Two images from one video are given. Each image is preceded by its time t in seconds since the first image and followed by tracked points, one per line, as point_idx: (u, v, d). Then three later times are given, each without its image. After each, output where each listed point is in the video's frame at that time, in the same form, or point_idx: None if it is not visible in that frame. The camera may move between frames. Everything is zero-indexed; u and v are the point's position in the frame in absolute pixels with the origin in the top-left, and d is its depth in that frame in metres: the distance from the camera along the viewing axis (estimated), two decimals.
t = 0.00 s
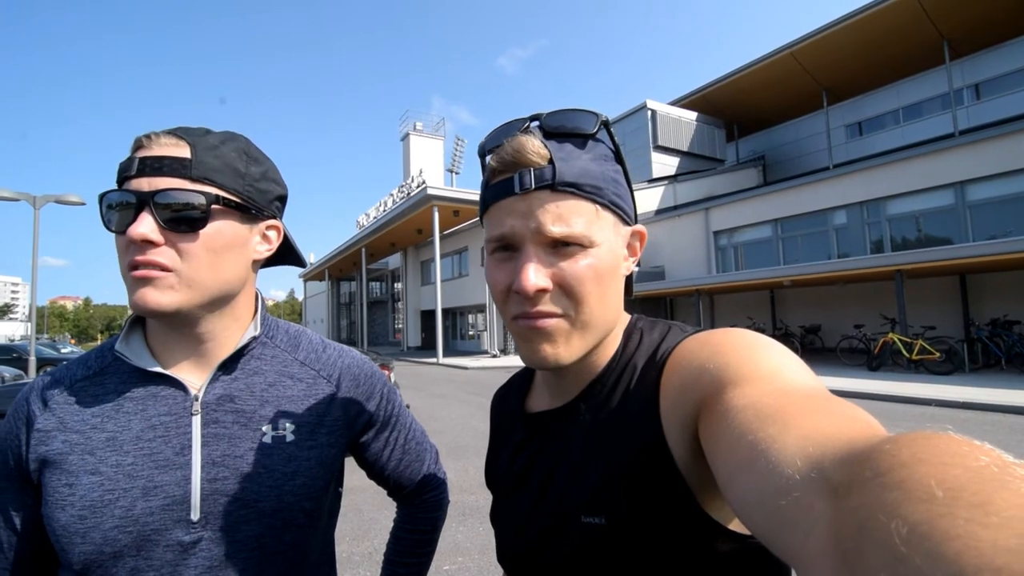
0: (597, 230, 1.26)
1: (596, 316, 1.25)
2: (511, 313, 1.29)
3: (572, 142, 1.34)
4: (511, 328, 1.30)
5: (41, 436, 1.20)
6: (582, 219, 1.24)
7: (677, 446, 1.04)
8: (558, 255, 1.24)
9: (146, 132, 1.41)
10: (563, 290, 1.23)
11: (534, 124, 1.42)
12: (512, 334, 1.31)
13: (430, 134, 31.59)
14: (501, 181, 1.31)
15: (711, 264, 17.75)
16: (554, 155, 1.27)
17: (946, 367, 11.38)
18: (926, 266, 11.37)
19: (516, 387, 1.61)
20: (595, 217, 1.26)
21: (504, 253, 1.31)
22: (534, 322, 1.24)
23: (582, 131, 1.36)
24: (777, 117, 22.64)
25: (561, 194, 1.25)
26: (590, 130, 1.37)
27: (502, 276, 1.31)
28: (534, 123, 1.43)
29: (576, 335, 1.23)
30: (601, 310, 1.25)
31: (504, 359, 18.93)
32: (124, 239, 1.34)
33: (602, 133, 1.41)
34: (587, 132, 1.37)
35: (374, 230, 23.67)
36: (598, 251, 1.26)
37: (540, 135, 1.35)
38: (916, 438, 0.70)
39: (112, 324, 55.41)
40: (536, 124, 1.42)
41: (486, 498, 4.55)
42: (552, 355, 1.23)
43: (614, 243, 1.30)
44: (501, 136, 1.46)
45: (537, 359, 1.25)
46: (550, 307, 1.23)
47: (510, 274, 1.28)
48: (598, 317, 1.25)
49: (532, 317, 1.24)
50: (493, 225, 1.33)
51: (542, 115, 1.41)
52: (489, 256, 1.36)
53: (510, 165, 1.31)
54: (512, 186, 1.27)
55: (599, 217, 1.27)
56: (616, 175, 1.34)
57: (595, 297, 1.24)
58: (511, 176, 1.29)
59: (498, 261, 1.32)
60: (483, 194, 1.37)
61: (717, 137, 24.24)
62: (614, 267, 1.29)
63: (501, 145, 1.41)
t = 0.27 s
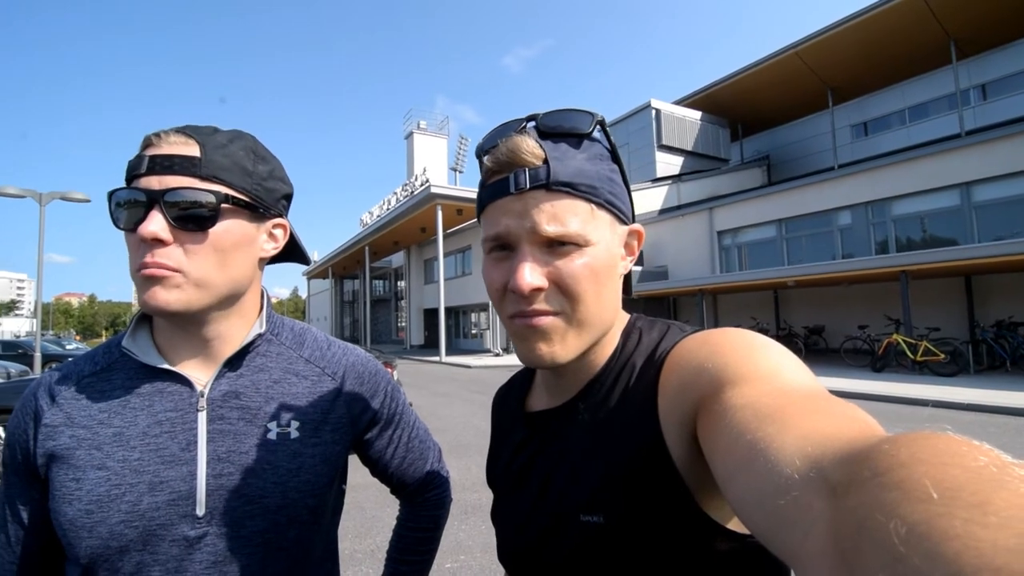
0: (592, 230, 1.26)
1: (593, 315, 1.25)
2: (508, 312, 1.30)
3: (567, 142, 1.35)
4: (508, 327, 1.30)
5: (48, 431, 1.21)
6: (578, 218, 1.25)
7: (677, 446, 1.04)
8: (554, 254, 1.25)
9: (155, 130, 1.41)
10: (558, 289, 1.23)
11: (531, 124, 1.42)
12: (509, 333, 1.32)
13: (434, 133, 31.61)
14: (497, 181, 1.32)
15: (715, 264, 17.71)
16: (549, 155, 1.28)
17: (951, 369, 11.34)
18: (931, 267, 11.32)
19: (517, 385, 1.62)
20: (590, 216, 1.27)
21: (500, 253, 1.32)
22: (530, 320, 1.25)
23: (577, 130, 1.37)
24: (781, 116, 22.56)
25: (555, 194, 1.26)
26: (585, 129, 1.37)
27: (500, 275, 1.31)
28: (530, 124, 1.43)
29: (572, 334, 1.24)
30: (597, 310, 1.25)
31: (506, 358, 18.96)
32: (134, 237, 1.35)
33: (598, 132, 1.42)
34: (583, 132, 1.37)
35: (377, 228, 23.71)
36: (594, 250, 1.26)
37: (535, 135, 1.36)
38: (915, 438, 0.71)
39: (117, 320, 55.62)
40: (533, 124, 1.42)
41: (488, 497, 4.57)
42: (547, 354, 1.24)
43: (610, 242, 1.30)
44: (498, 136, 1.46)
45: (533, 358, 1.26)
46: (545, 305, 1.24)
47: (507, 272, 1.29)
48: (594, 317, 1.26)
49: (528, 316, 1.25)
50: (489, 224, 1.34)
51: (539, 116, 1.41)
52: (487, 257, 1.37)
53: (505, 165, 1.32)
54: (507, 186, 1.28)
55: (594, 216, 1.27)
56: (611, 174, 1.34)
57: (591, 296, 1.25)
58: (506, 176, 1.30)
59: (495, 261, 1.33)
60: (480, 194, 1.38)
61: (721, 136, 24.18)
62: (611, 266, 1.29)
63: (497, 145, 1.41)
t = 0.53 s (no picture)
0: (583, 228, 1.26)
1: (583, 313, 1.26)
2: (500, 308, 1.32)
3: (560, 141, 1.35)
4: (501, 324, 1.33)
5: (59, 430, 1.23)
6: (568, 217, 1.25)
7: (678, 446, 1.04)
8: (543, 252, 1.26)
9: (168, 133, 1.43)
10: (545, 286, 1.25)
11: (528, 125, 1.43)
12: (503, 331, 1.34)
13: (439, 133, 31.67)
14: (490, 180, 1.35)
15: (720, 264, 17.65)
16: (540, 154, 1.29)
17: (959, 369, 11.25)
18: (939, 267, 11.24)
19: (521, 384, 1.63)
20: (581, 216, 1.27)
21: (493, 249, 1.35)
22: (520, 317, 1.27)
23: (572, 129, 1.37)
24: (787, 115, 22.46)
25: (545, 192, 1.27)
26: (580, 129, 1.37)
27: (493, 273, 1.34)
28: (529, 124, 1.44)
29: (561, 331, 1.25)
30: (587, 308, 1.26)
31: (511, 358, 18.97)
32: (146, 238, 1.37)
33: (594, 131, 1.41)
34: (580, 131, 1.37)
35: (382, 228, 23.78)
36: (585, 249, 1.26)
37: (528, 135, 1.36)
38: (916, 438, 0.71)
39: (125, 321, 56.02)
40: (531, 125, 1.43)
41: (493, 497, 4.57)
42: (537, 351, 1.26)
43: (603, 241, 1.30)
44: (496, 137, 1.47)
45: (522, 354, 1.27)
46: (533, 303, 1.26)
47: (498, 270, 1.31)
48: (585, 315, 1.26)
49: (517, 313, 1.27)
50: (484, 222, 1.37)
51: (537, 117, 1.42)
52: (484, 255, 1.39)
53: (498, 163, 1.35)
54: (499, 185, 1.30)
55: (586, 215, 1.27)
56: (606, 172, 1.33)
57: (581, 294, 1.25)
58: (498, 175, 1.33)
59: (489, 258, 1.36)
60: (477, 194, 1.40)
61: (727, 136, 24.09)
62: (603, 265, 1.29)
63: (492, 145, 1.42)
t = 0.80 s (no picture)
0: (579, 228, 1.27)
1: (575, 312, 1.26)
2: (496, 305, 1.34)
3: (557, 142, 1.36)
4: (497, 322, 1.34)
5: (69, 428, 1.25)
6: (560, 217, 1.26)
7: (680, 447, 1.05)
8: (536, 251, 1.27)
9: (177, 134, 1.45)
10: (537, 284, 1.26)
11: (529, 126, 1.44)
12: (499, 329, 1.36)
13: (444, 135, 31.76)
14: (487, 180, 1.36)
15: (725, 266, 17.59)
16: (534, 153, 1.30)
17: (967, 372, 11.16)
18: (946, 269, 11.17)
19: (525, 385, 1.63)
20: (575, 215, 1.27)
21: (491, 248, 1.37)
22: (513, 316, 1.28)
23: (571, 130, 1.37)
24: (793, 117, 22.41)
25: (537, 191, 1.28)
26: (577, 129, 1.37)
27: (489, 271, 1.36)
28: (530, 126, 1.45)
29: (552, 330, 1.26)
30: (580, 307, 1.26)
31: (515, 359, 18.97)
32: (155, 238, 1.39)
33: (593, 131, 1.42)
34: (579, 132, 1.38)
35: (387, 230, 23.85)
36: (579, 249, 1.26)
37: (525, 136, 1.37)
38: (918, 438, 0.71)
39: (130, 321, 56.12)
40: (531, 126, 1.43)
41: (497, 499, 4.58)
42: (529, 349, 1.27)
43: (599, 242, 1.30)
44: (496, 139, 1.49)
45: (516, 351, 1.29)
46: (526, 301, 1.27)
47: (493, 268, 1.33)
48: (578, 313, 1.26)
49: (512, 310, 1.29)
50: (482, 221, 1.39)
51: (538, 118, 1.43)
52: (483, 254, 1.41)
53: (495, 164, 1.36)
54: (494, 185, 1.32)
55: (580, 215, 1.27)
56: (603, 172, 1.33)
57: (573, 294, 1.25)
58: (494, 175, 1.34)
59: (487, 256, 1.38)
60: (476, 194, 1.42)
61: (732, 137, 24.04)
62: (598, 266, 1.28)
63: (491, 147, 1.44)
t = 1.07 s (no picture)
0: (579, 230, 1.27)
1: (575, 314, 1.26)
2: (497, 309, 1.35)
3: (556, 143, 1.36)
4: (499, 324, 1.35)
5: (70, 426, 1.25)
6: (557, 220, 1.26)
7: (681, 446, 1.05)
8: (536, 253, 1.27)
9: (175, 135, 1.45)
10: (537, 287, 1.26)
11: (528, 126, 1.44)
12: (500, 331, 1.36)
13: (443, 135, 31.75)
14: (486, 182, 1.37)
15: (724, 265, 17.60)
16: (533, 155, 1.31)
17: (966, 371, 11.18)
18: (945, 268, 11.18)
19: (525, 384, 1.63)
20: (575, 218, 1.27)
21: (491, 250, 1.37)
22: (514, 319, 1.29)
23: (569, 130, 1.37)
24: (792, 116, 22.43)
25: (537, 194, 1.28)
26: (578, 129, 1.37)
27: (490, 273, 1.36)
28: (530, 125, 1.45)
29: (554, 332, 1.26)
30: (581, 309, 1.26)
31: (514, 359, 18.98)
32: (153, 238, 1.39)
33: (593, 131, 1.42)
34: (578, 131, 1.38)
35: (386, 229, 23.85)
36: (579, 252, 1.26)
37: (524, 137, 1.37)
38: (918, 437, 0.72)
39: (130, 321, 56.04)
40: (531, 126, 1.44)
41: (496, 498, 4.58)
42: (529, 352, 1.27)
43: (599, 244, 1.30)
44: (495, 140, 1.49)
45: (516, 355, 1.29)
46: (526, 304, 1.27)
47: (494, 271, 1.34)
48: (579, 316, 1.26)
49: (513, 313, 1.29)
50: (482, 223, 1.39)
51: (537, 118, 1.43)
52: (484, 255, 1.42)
53: (494, 166, 1.36)
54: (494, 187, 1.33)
55: (580, 218, 1.27)
56: (603, 174, 1.33)
57: (573, 297, 1.25)
58: (494, 177, 1.34)
59: (488, 258, 1.39)
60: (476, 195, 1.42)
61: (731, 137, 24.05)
62: (599, 267, 1.28)
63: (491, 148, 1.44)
